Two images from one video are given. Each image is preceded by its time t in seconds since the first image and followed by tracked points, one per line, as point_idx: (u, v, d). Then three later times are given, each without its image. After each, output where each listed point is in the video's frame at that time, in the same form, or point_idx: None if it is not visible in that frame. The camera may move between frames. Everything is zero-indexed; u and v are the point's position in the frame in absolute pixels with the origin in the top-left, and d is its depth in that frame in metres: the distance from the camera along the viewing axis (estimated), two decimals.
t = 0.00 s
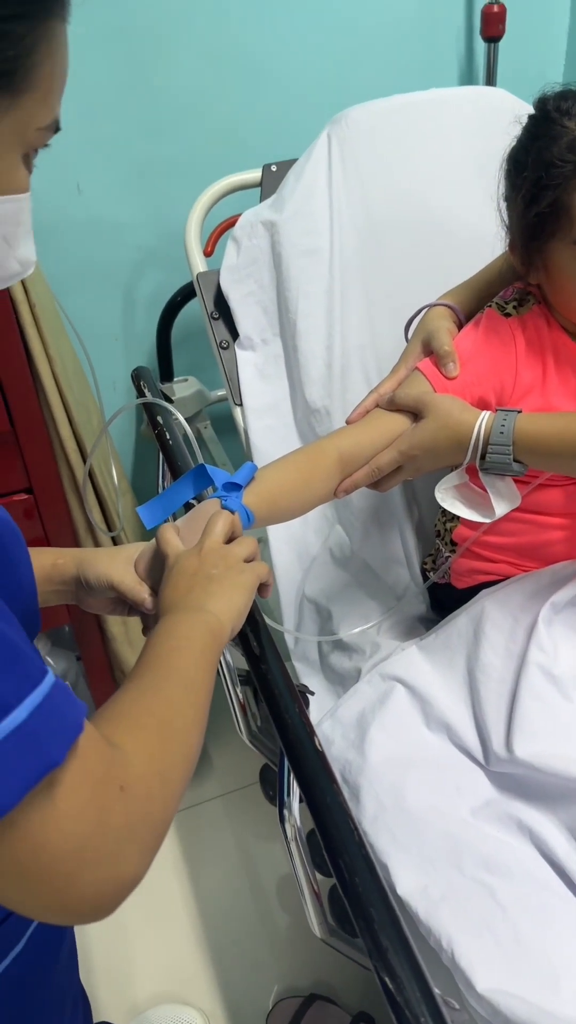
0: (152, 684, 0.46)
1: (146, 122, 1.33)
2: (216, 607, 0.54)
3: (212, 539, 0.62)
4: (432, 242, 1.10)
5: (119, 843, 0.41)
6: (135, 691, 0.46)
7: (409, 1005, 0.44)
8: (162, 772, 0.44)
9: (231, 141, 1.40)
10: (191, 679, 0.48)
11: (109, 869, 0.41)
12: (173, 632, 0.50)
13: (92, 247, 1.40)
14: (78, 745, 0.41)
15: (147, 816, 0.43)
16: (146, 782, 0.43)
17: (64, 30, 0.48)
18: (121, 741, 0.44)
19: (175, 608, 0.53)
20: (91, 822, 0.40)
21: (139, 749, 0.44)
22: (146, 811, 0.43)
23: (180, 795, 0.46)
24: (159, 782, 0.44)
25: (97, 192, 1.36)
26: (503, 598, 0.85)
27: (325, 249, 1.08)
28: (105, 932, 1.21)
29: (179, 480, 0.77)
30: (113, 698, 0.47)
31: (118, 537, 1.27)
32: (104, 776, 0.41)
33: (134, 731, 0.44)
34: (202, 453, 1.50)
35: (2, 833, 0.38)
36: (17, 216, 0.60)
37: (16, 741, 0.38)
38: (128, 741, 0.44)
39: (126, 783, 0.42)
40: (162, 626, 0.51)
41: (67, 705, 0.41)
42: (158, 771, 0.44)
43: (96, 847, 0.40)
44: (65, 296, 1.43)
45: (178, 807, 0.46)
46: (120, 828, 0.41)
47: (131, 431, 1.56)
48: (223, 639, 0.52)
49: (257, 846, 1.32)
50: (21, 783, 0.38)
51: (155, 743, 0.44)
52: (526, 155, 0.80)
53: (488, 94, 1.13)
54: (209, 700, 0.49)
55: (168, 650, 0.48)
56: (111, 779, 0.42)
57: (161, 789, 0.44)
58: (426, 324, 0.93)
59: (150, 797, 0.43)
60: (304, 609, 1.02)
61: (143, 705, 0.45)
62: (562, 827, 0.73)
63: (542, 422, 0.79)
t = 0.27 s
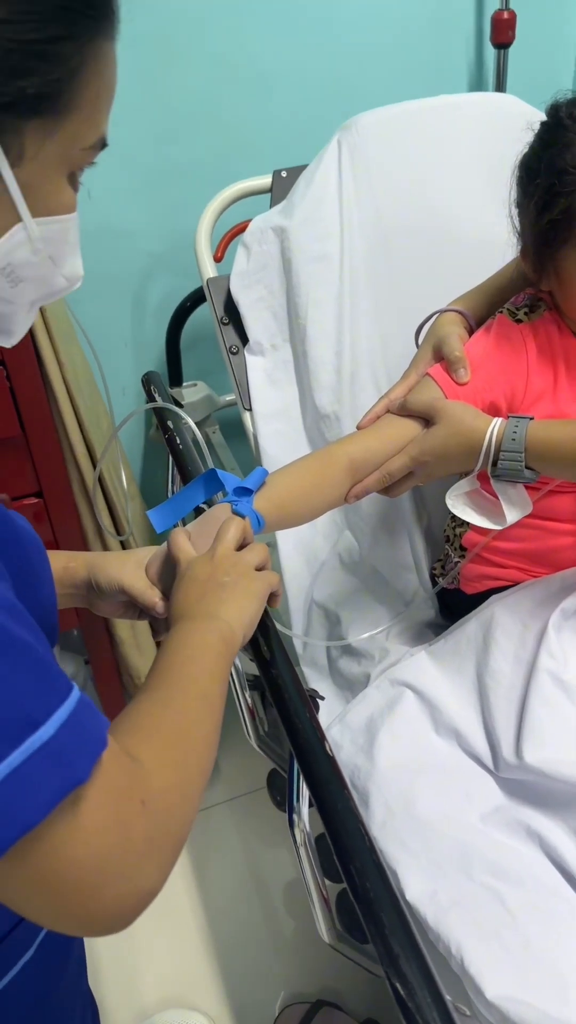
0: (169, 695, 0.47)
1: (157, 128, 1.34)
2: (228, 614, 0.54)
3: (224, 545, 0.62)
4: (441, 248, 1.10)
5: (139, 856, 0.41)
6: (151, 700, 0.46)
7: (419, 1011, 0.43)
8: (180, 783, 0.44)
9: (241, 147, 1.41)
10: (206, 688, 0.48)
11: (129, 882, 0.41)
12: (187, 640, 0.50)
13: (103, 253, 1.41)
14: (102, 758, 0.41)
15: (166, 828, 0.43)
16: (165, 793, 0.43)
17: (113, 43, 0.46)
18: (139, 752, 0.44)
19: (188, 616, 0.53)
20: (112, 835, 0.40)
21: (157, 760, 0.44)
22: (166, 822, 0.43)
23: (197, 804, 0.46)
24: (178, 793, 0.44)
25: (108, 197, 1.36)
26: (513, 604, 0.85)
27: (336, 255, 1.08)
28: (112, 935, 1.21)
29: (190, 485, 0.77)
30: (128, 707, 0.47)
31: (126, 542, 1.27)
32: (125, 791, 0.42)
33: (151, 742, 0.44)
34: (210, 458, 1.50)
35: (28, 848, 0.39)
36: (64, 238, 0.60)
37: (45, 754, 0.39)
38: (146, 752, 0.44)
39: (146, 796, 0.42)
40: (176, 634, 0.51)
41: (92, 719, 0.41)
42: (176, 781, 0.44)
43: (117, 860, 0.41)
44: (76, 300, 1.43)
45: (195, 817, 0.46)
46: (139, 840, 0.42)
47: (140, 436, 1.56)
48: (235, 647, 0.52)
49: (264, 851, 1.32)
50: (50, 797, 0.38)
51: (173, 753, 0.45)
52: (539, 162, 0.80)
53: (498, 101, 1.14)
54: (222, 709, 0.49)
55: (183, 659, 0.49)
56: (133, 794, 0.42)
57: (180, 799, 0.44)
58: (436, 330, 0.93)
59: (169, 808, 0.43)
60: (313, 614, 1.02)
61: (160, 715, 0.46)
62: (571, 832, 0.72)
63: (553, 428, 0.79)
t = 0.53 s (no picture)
0: (182, 702, 0.47)
1: (163, 134, 1.34)
2: (238, 619, 0.54)
3: (232, 549, 0.62)
4: (446, 255, 1.10)
5: (158, 865, 0.42)
6: (164, 707, 0.47)
7: (430, 1014, 0.44)
8: (197, 790, 0.45)
9: (247, 154, 1.42)
10: (218, 695, 0.48)
11: (148, 890, 0.42)
12: (198, 646, 0.50)
13: (108, 258, 1.41)
14: (123, 769, 0.42)
15: (184, 836, 0.43)
16: (183, 802, 0.44)
17: (144, 62, 0.49)
18: (155, 761, 0.44)
19: (197, 620, 0.54)
20: (131, 846, 0.41)
21: (173, 768, 0.44)
22: (183, 829, 0.43)
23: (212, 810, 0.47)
24: (195, 800, 0.44)
25: (114, 203, 1.37)
26: (519, 609, 0.85)
27: (341, 261, 1.08)
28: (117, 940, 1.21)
29: (198, 490, 0.77)
30: (141, 714, 0.47)
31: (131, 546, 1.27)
32: (144, 801, 0.42)
33: (167, 750, 0.45)
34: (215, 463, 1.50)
35: (49, 858, 0.39)
36: (90, 253, 0.61)
37: (67, 767, 0.39)
38: (162, 760, 0.44)
39: (164, 805, 0.43)
40: (186, 640, 0.52)
41: (113, 730, 0.42)
42: (193, 789, 0.44)
43: (136, 870, 0.41)
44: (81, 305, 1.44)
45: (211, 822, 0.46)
46: (158, 849, 0.42)
47: (145, 440, 1.57)
48: (245, 651, 0.53)
49: (269, 857, 1.31)
50: (72, 811, 0.38)
51: (189, 761, 0.45)
52: (546, 169, 0.80)
53: (503, 107, 1.14)
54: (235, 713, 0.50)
55: (195, 666, 0.49)
56: (151, 804, 0.42)
57: (197, 807, 0.44)
58: (442, 336, 0.93)
59: (187, 815, 0.44)
60: (319, 618, 1.02)
61: (174, 722, 0.46)
62: None
63: (560, 434, 0.79)
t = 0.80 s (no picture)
0: (185, 708, 0.47)
1: (163, 141, 1.35)
2: (240, 624, 0.54)
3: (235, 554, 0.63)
4: (445, 262, 1.11)
5: (161, 872, 0.42)
6: (167, 713, 0.47)
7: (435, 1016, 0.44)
8: (199, 796, 0.45)
9: (247, 161, 1.42)
10: (220, 700, 0.48)
11: (152, 897, 0.42)
12: (201, 653, 0.51)
13: (108, 264, 1.42)
14: (127, 778, 0.42)
15: (188, 841, 0.43)
16: (186, 807, 0.44)
17: (146, 69, 0.49)
18: (158, 767, 0.44)
19: (200, 626, 0.54)
20: (135, 852, 0.41)
21: (177, 774, 0.44)
22: (187, 835, 0.43)
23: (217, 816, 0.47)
24: (199, 805, 0.44)
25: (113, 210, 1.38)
26: (520, 613, 0.85)
27: (341, 268, 1.09)
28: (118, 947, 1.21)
29: (200, 495, 0.77)
30: (143, 721, 0.48)
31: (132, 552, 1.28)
32: (148, 808, 0.42)
33: (170, 756, 0.45)
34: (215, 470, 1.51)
35: (55, 866, 0.39)
36: (93, 259, 0.62)
37: (71, 775, 0.39)
38: (164, 766, 0.44)
39: (167, 812, 0.43)
40: (188, 646, 0.52)
41: (117, 738, 0.42)
42: (196, 795, 0.44)
43: (139, 877, 0.41)
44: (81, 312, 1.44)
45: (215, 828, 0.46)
46: (162, 855, 0.42)
47: (144, 446, 1.57)
48: (247, 656, 0.53)
49: (269, 863, 1.31)
50: (78, 818, 0.38)
51: (191, 766, 0.45)
52: (546, 176, 0.81)
53: (500, 115, 1.15)
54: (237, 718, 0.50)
55: (197, 672, 0.49)
56: (155, 810, 0.42)
57: (200, 812, 0.44)
58: (442, 342, 0.94)
59: (190, 821, 0.44)
60: (320, 623, 1.02)
61: (178, 729, 0.46)
62: None
63: (559, 439, 0.79)
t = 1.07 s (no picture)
0: (153, 764, 0.45)
1: (155, 152, 1.36)
2: (249, 672, 0.53)
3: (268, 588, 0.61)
4: (435, 271, 1.12)
5: (69, 938, 0.40)
6: (139, 759, 0.46)
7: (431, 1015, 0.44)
8: (139, 865, 0.43)
9: (239, 172, 1.44)
10: (196, 760, 0.46)
11: (54, 962, 0.40)
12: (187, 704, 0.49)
13: (102, 274, 1.43)
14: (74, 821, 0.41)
15: (110, 910, 0.41)
16: (119, 873, 0.42)
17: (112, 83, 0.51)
18: (104, 820, 0.43)
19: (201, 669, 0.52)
20: (48, 908, 0.40)
21: (128, 834, 0.43)
22: (111, 905, 0.41)
23: (158, 886, 0.45)
24: (134, 875, 0.42)
25: (107, 220, 1.39)
26: (513, 618, 0.86)
27: (333, 276, 1.10)
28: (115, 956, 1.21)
29: (195, 502, 0.78)
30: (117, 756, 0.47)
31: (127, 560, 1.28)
32: (86, 868, 0.41)
33: (122, 812, 0.43)
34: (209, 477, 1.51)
35: None
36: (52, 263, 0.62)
37: (17, 806, 0.39)
38: (113, 821, 0.43)
39: (96, 872, 0.41)
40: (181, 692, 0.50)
41: (66, 775, 0.42)
42: (135, 863, 0.43)
43: (47, 936, 0.39)
44: (75, 321, 1.45)
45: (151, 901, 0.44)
46: (75, 919, 0.40)
47: (139, 455, 1.58)
48: (245, 713, 0.51)
49: (266, 870, 1.31)
50: (19, 850, 0.39)
51: (141, 828, 0.43)
52: (533, 185, 0.82)
53: (489, 126, 1.16)
54: (216, 783, 0.48)
55: (184, 721, 0.48)
56: (92, 873, 0.41)
57: (133, 881, 0.42)
58: (433, 350, 0.94)
59: (120, 890, 0.42)
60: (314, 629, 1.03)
61: (140, 784, 0.44)
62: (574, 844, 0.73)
63: (548, 445, 0.80)
